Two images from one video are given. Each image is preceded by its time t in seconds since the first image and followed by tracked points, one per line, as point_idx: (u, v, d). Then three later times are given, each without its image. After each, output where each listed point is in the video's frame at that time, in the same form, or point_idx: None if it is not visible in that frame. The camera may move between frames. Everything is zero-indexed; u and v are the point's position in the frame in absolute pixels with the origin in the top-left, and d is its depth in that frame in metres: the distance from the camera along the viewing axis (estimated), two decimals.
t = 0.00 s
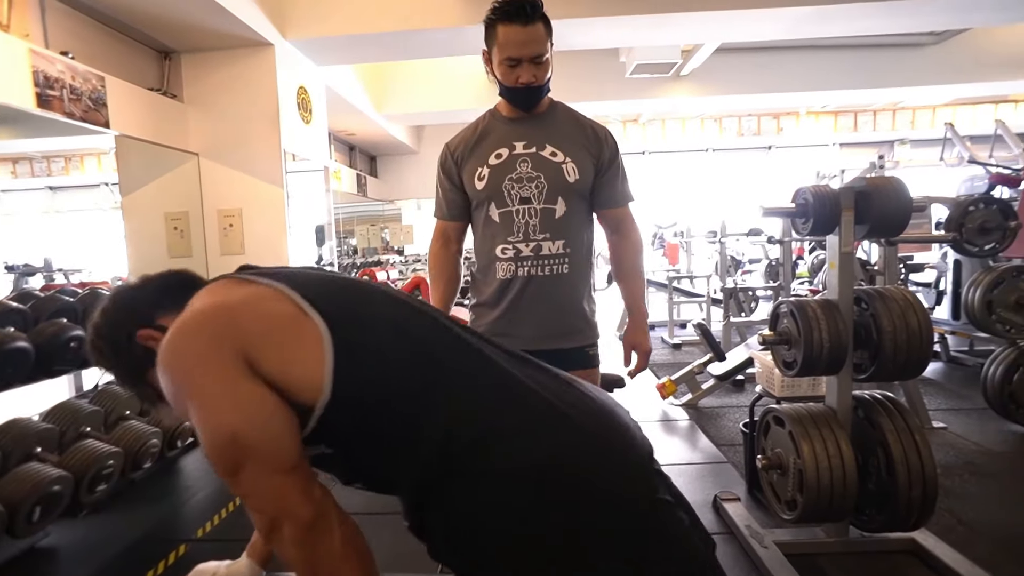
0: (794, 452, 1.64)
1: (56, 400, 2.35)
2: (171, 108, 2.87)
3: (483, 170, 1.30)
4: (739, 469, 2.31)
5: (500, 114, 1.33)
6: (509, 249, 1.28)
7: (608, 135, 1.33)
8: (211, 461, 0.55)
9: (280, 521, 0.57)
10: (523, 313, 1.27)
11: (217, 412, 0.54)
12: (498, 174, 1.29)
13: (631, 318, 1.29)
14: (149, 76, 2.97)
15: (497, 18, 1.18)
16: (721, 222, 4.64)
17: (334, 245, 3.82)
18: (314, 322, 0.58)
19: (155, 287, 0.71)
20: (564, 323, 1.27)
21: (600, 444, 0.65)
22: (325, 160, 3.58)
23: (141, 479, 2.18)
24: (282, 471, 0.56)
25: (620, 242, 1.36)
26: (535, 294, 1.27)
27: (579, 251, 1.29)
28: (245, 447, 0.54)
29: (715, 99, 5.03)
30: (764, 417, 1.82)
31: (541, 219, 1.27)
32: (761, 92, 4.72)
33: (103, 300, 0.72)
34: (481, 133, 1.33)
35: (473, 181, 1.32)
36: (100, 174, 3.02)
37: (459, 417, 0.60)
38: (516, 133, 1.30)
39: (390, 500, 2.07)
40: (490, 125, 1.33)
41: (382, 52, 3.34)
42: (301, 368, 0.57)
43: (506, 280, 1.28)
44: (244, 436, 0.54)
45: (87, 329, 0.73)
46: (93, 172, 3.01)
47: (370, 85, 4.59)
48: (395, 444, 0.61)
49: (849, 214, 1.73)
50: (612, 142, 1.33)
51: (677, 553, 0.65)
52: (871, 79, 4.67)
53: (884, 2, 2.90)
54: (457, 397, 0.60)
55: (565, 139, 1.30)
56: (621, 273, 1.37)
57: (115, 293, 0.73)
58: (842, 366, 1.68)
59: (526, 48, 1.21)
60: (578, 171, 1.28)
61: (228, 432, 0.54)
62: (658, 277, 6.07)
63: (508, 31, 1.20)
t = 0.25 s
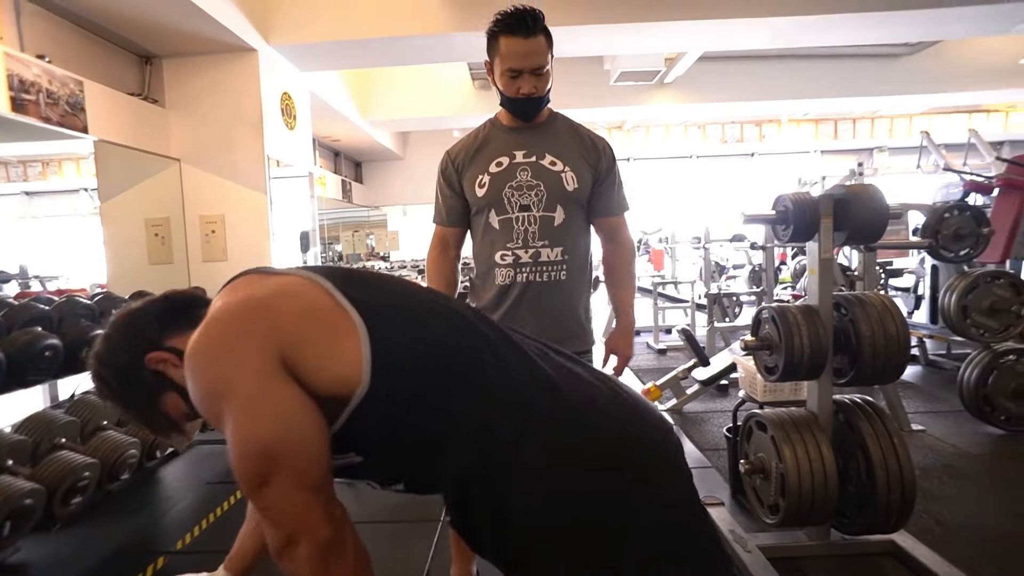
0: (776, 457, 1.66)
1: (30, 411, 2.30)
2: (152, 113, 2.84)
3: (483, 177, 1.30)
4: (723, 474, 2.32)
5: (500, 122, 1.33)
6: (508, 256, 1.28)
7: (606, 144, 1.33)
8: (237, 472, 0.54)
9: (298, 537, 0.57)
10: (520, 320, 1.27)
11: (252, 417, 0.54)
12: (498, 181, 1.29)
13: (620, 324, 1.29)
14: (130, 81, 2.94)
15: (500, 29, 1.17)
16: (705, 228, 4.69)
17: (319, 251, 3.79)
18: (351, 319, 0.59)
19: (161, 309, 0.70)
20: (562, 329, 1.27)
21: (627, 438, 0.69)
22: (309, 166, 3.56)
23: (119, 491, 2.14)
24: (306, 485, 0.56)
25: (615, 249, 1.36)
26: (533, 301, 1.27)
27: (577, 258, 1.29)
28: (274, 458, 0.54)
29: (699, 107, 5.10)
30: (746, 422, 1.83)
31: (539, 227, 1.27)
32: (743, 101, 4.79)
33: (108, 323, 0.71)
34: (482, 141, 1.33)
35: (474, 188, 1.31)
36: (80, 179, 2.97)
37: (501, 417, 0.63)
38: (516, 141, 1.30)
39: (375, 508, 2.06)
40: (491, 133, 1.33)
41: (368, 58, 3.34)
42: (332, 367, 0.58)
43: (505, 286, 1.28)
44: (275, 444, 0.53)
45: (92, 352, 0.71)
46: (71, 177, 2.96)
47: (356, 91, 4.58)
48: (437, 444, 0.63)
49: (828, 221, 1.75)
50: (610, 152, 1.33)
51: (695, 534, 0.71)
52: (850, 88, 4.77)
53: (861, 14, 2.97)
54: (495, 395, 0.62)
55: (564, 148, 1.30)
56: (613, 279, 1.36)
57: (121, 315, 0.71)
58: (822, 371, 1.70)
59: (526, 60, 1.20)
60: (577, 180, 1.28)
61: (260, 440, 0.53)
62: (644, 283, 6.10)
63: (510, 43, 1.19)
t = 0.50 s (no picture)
0: (759, 457, 1.68)
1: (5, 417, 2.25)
2: (132, 114, 2.80)
3: (476, 179, 1.30)
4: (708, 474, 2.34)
5: (494, 126, 1.33)
6: (497, 257, 1.28)
7: (597, 149, 1.33)
8: (232, 472, 0.54)
9: (286, 537, 0.57)
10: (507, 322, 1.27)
11: (249, 415, 0.54)
12: (490, 183, 1.29)
13: (603, 326, 1.28)
14: (109, 81, 2.89)
15: (496, 34, 1.17)
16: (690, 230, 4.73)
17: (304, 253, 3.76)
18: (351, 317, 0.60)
19: (147, 307, 0.67)
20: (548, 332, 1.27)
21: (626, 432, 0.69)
22: (294, 168, 3.53)
23: (97, 498, 2.10)
24: (299, 487, 0.56)
25: (604, 253, 1.35)
26: (521, 303, 1.27)
27: (566, 262, 1.29)
28: (271, 457, 0.53)
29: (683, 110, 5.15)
30: (730, 423, 1.85)
31: (529, 229, 1.27)
32: (727, 104, 4.84)
33: (87, 321, 0.68)
34: (475, 143, 1.33)
35: (466, 189, 1.32)
36: (58, 180, 2.87)
37: (499, 412, 0.64)
38: (509, 144, 1.30)
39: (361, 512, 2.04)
40: (484, 135, 1.33)
41: (352, 60, 3.32)
42: (329, 365, 0.59)
43: (493, 287, 1.29)
44: (273, 443, 0.53)
45: (68, 349, 0.68)
46: (49, 178, 2.85)
47: (341, 92, 4.56)
48: (436, 440, 0.64)
49: (808, 223, 1.78)
50: (602, 157, 1.33)
51: (692, 527, 0.72)
52: (831, 93, 4.84)
53: (840, 20, 3.02)
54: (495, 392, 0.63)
55: (555, 152, 1.30)
56: (601, 283, 1.35)
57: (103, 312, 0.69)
58: (803, 371, 1.72)
59: (520, 65, 1.20)
60: (567, 184, 1.28)
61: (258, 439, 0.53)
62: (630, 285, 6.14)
63: (505, 47, 1.19)
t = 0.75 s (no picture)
0: (744, 459, 1.69)
1: None
2: (114, 115, 2.76)
3: (465, 181, 1.30)
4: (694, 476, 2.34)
5: (486, 128, 1.33)
6: (484, 260, 1.28)
7: (587, 156, 1.33)
8: (257, 471, 0.53)
9: (296, 539, 0.57)
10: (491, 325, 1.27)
11: (282, 415, 0.53)
12: (478, 186, 1.29)
13: (587, 329, 1.28)
14: (91, 81, 2.85)
15: (488, 38, 1.17)
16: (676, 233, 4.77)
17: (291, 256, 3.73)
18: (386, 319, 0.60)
19: (161, 312, 0.64)
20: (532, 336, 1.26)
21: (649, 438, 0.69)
22: (281, 171, 3.50)
23: (77, 505, 2.07)
24: (320, 488, 0.55)
25: (592, 258, 1.35)
26: (505, 306, 1.27)
27: (551, 266, 1.29)
28: (300, 459, 0.53)
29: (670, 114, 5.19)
30: (715, 425, 1.86)
31: (516, 233, 1.27)
32: (712, 108, 4.90)
33: (94, 328, 0.65)
34: (465, 146, 1.33)
35: (455, 192, 1.32)
36: (39, 182, 2.79)
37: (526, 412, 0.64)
38: (499, 148, 1.30)
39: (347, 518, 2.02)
40: (474, 138, 1.33)
41: (339, 62, 3.31)
42: (361, 368, 0.59)
43: (478, 290, 1.29)
44: (302, 445, 0.53)
45: (71, 357, 0.64)
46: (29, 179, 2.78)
47: (328, 94, 4.54)
48: (460, 439, 0.64)
49: (792, 227, 1.80)
50: (591, 163, 1.33)
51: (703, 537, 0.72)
52: (814, 98, 4.92)
53: (823, 26, 3.07)
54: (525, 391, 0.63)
55: (544, 157, 1.30)
56: (587, 287, 1.35)
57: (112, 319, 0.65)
58: (787, 374, 1.74)
59: (511, 69, 1.20)
60: (555, 189, 1.29)
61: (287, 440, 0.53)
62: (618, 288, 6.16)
63: (497, 52, 1.20)
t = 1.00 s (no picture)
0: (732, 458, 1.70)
1: None
2: (98, 113, 2.72)
3: (453, 181, 1.29)
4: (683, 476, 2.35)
5: (474, 128, 1.33)
6: (471, 260, 1.28)
7: (575, 156, 1.33)
8: (302, 468, 0.53)
9: (320, 540, 0.57)
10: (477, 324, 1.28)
11: (331, 414, 0.54)
12: (466, 186, 1.28)
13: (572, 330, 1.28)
14: (75, 79, 2.81)
15: (478, 37, 1.16)
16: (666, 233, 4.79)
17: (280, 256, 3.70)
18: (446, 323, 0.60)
19: (215, 327, 0.64)
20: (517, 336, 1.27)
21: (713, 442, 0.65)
22: (269, 170, 3.47)
23: (59, 509, 2.03)
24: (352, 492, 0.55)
25: (578, 259, 1.35)
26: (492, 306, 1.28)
27: (538, 266, 1.30)
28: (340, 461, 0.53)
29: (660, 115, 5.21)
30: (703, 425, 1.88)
31: (504, 233, 1.27)
32: (701, 110, 4.93)
33: (149, 339, 0.64)
34: (453, 145, 1.33)
35: (443, 192, 1.31)
36: (21, 180, 2.84)
37: (572, 414, 0.63)
38: (487, 147, 1.30)
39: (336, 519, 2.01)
40: (463, 137, 1.33)
41: (328, 61, 3.29)
42: (416, 372, 0.59)
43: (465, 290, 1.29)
44: (353, 445, 0.53)
45: (125, 371, 0.64)
46: (11, 177, 2.82)
47: (317, 93, 4.51)
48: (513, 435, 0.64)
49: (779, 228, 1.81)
50: (580, 164, 1.33)
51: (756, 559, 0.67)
52: (801, 100, 4.96)
53: (809, 28, 3.10)
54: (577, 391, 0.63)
55: (533, 157, 1.30)
56: (573, 287, 1.35)
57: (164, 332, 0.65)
58: (775, 373, 1.75)
59: (500, 69, 1.19)
60: (543, 189, 1.29)
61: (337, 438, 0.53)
62: (608, 288, 6.18)
63: (486, 52, 1.19)
